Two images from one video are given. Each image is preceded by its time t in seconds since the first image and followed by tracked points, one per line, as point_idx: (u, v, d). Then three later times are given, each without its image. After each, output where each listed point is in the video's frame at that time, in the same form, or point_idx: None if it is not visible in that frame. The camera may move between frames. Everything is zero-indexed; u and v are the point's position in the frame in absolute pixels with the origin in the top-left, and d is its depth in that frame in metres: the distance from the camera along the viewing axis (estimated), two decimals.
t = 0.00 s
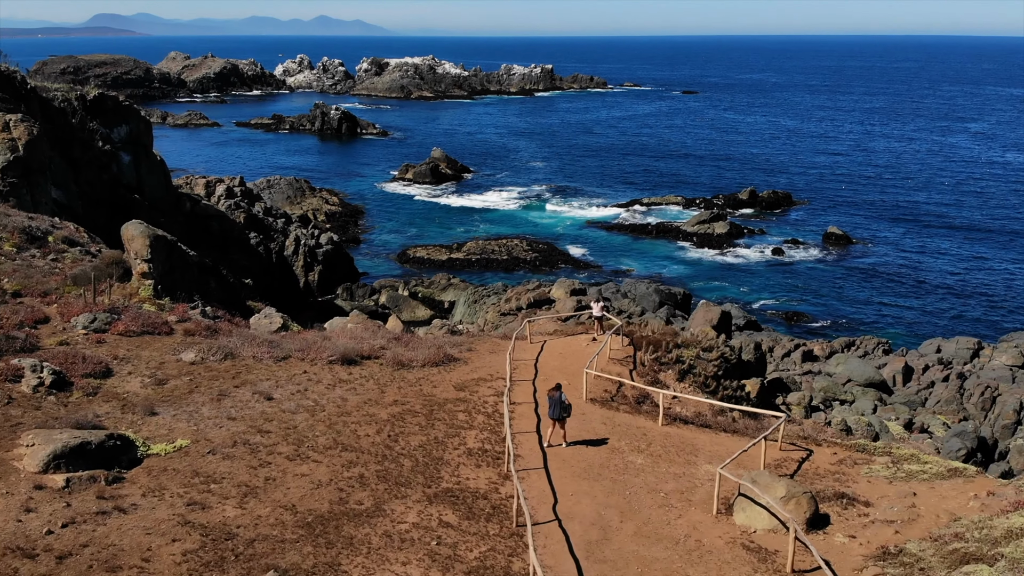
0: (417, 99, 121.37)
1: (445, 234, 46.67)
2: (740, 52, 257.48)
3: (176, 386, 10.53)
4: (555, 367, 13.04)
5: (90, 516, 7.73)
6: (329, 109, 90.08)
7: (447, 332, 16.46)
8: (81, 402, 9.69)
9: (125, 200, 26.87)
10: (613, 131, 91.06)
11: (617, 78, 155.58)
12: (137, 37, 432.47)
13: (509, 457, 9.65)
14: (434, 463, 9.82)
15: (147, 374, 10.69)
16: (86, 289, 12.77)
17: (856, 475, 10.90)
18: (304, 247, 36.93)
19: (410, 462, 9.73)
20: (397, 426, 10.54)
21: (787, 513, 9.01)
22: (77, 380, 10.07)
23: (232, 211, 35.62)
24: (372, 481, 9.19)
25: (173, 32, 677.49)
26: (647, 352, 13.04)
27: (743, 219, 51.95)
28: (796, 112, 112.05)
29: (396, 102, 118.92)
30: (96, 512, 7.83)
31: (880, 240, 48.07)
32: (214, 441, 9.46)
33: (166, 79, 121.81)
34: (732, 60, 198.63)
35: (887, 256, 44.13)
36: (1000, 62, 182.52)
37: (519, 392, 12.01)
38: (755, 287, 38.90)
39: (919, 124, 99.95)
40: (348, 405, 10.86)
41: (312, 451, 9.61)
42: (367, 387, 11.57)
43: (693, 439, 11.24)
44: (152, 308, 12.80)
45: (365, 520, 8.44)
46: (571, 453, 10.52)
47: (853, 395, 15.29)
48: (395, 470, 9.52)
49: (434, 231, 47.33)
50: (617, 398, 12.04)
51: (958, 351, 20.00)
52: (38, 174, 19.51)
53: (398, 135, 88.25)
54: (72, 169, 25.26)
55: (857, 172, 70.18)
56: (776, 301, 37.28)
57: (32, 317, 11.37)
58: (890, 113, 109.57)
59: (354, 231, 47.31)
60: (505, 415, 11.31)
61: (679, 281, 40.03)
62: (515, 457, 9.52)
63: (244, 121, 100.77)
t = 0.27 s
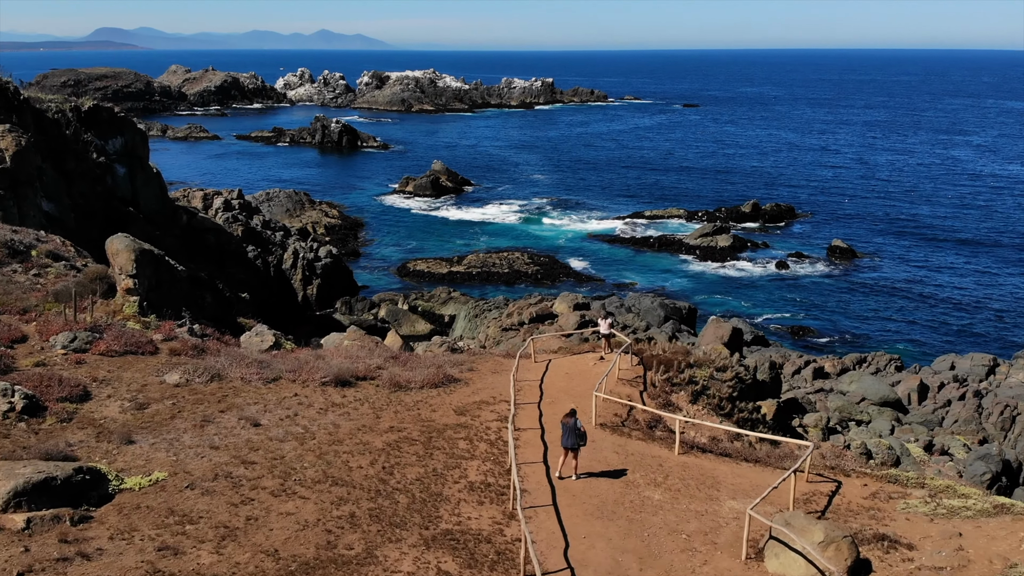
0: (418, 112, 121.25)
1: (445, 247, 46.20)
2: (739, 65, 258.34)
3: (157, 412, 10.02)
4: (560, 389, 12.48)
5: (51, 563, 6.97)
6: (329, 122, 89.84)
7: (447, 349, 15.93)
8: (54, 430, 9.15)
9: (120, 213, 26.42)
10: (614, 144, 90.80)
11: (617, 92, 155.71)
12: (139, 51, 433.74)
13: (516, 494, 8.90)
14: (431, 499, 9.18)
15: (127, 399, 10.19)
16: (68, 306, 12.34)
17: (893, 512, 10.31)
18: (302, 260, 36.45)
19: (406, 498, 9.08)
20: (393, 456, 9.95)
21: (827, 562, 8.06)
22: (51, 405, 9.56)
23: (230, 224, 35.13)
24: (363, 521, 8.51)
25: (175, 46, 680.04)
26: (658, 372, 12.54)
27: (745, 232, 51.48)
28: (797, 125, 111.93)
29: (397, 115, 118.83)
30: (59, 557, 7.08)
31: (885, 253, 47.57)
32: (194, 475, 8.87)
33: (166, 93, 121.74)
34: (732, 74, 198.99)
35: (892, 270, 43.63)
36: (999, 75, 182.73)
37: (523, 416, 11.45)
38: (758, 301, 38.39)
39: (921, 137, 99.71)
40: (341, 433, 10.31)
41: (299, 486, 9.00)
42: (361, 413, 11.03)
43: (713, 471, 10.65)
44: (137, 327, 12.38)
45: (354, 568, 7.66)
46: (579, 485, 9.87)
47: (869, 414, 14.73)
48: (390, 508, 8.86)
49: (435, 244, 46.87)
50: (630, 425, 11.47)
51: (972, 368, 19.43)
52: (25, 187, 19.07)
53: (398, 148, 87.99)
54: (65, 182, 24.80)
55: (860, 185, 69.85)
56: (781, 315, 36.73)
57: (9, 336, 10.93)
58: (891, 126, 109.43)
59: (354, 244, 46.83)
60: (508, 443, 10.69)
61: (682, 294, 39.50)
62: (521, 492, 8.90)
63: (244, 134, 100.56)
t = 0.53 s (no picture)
0: (419, 124, 121.08)
1: (446, 259, 45.70)
2: (740, 77, 258.61)
3: (134, 437, 9.51)
4: (567, 411, 11.90)
5: None
6: (329, 133, 89.58)
7: (447, 366, 15.38)
8: (21, 458, 8.61)
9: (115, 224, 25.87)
10: (615, 156, 90.47)
11: (618, 104, 155.76)
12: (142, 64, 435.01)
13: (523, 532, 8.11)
14: (429, 540, 8.40)
15: (104, 423, 9.69)
16: (47, 323, 11.96)
17: (936, 551, 9.40)
18: (301, 273, 35.93)
19: (401, 538, 8.29)
20: (387, 489, 9.26)
21: None
22: (22, 429, 9.07)
23: (228, 236, 34.60)
24: (354, 565, 7.72)
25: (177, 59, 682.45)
26: (670, 393, 12.00)
27: (749, 244, 50.96)
28: (798, 137, 111.75)
29: (397, 127, 118.63)
30: None
31: (890, 265, 47.05)
32: (169, 510, 8.20)
33: (167, 104, 121.71)
34: (733, 86, 199.13)
35: (898, 283, 43.09)
36: (999, 87, 182.63)
37: (526, 441, 10.85)
38: (763, 314, 37.84)
39: (924, 149, 99.32)
40: (332, 461, 9.70)
41: (284, 523, 8.28)
42: (354, 439, 10.46)
43: (737, 505, 9.79)
44: (120, 344, 12.00)
45: None
46: (591, 522, 8.95)
47: (887, 434, 14.14)
48: (382, 550, 8.05)
49: (435, 256, 46.40)
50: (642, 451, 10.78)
51: (988, 384, 18.82)
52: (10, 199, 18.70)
53: (399, 159, 87.69)
54: (58, 193, 24.29)
55: (863, 196, 69.43)
56: (787, 328, 36.16)
57: None
58: (894, 138, 109.13)
59: (353, 256, 46.32)
60: (513, 472, 10.00)
61: (686, 306, 38.96)
62: (527, 530, 8.15)
63: (244, 145, 100.34)
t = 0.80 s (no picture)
0: (420, 135, 120.84)
1: (446, 270, 45.14)
2: (741, 89, 258.76)
3: (108, 466, 8.93)
4: (574, 435, 11.33)
5: None
6: (330, 144, 89.23)
7: (447, 385, 14.78)
8: None
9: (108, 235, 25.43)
10: (616, 167, 90.08)
11: (619, 116, 155.80)
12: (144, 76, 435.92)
13: None
14: None
15: (77, 451, 9.14)
16: (24, 341, 11.51)
17: None
18: (299, 284, 35.41)
19: None
20: (380, 527, 8.50)
21: None
22: None
23: (225, 248, 34.08)
24: None
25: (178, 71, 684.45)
26: (683, 415, 11.46)
27: (753, 255, 50.40)
28: (799, 148, 111.52)
29: (398, 139, 118.38)
30: None
31: (895, 278, 46.53)
32: (139, 552, 7.47)
33: (167, 116, 121.52)
34: (733, 98, 199.31)
35: (904, 296, 42.52)
36: (999, 99, 182.71)
37: (530, 469, 10.22)
38: (769, 327, 37.26)
39: (926, 160, 98.97)
40: (321, 494, 9.06)
41: (266, 567, 7.53)
42: (347, 468, 9.84)
43: (765, 544, 8.97)
44: (100, 364, 11.56)
45: None
46: (607, 565, 8.16)
47: (907, 455, 13.57)
48: None
49: (435, 267, 45.87)
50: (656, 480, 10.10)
51: (1006, 400, 18.23)
52: None
53: (399, 171, 87.33)
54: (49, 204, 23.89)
55: (866, 208, 69.03)
56: (794, 342, 35.49)
57: None
58: (896, 149, 108.81)
59: (350, 267, 45.76)
60: (517, 507, 9.29)
61: (689, 318, 38.38)
62: (535, 574, 7.41)
63: (244, 157, 100.04)
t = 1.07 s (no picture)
0: (420, 147, 120.60)
1: (446, 282, 44.57)
2: (741, 100, 259.44)
3: (76, 499, 8.32)
4: (582, 462, 10.72)
5: None
6: (330, 155, 88.87)
7: (447, 405, 14.18)
8: None
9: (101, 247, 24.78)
10: (618, 178, 89.70)
11: (620, 127, 155.67)
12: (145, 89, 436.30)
13: None
14: None
15: (44, 481, 8.56)
16: None
17: None
18: (297, 297, 34.85)
19: None
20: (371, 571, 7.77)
21: None
22: None
23: (222, 260, 33.52)
24: None
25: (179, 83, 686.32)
26: (700, 440, 10.90)
27: (756, 267, 49.84)
28: (801, 160, 111.24)
29: (399, 150, 118.14)
30: None
31: (900, 291, 45.96)
32: None
33: (168, 127, 121.35)
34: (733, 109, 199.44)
35: (910, 308, 41.95)
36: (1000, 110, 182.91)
37: (536, 503, 9.53)
38: (774, 339, 36.66)
39: (928, 171, 98.65)
40: (307, 533, 8.37)
41: None
42: (337, 501, 9.21)
43: None
44: (76, 386, 11.11)
45: None
46: None
47: (930, 478, 13.01)
48: None
49: (435, 278, 45.32)
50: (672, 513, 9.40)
51: None
52: None
53: (400, 182, 86.95)
54: (41, 215, 23.13)
55: (869, 219, 68.57)
56: (800, 355, 34.88)
57: None
58: (898, 161, 108.53)
59: (349, 278, 45.23)
60: (522, 546, 8.57)
61: (693, 331, 37.77)
62: None
63: (244, 168, 99.70)
